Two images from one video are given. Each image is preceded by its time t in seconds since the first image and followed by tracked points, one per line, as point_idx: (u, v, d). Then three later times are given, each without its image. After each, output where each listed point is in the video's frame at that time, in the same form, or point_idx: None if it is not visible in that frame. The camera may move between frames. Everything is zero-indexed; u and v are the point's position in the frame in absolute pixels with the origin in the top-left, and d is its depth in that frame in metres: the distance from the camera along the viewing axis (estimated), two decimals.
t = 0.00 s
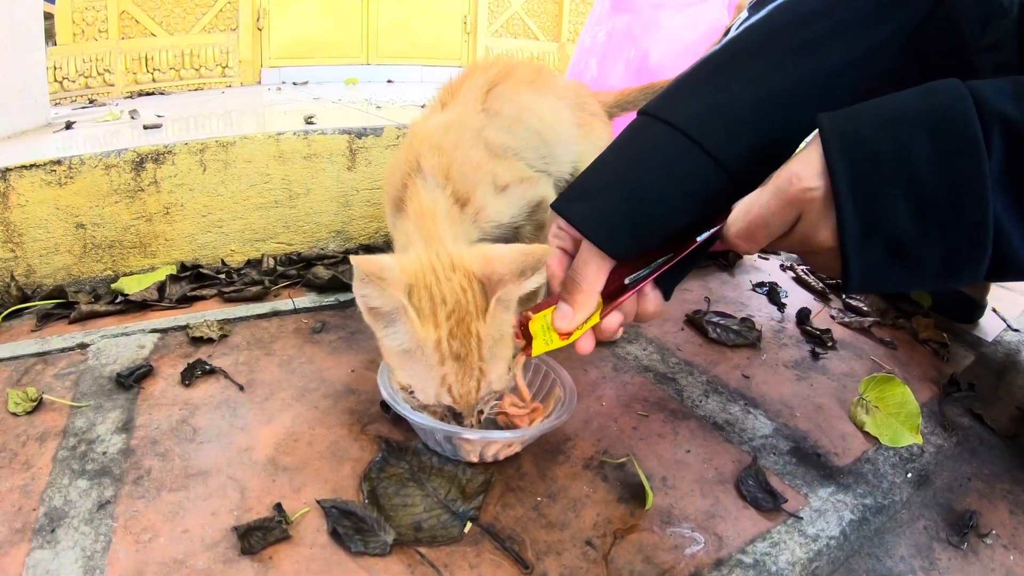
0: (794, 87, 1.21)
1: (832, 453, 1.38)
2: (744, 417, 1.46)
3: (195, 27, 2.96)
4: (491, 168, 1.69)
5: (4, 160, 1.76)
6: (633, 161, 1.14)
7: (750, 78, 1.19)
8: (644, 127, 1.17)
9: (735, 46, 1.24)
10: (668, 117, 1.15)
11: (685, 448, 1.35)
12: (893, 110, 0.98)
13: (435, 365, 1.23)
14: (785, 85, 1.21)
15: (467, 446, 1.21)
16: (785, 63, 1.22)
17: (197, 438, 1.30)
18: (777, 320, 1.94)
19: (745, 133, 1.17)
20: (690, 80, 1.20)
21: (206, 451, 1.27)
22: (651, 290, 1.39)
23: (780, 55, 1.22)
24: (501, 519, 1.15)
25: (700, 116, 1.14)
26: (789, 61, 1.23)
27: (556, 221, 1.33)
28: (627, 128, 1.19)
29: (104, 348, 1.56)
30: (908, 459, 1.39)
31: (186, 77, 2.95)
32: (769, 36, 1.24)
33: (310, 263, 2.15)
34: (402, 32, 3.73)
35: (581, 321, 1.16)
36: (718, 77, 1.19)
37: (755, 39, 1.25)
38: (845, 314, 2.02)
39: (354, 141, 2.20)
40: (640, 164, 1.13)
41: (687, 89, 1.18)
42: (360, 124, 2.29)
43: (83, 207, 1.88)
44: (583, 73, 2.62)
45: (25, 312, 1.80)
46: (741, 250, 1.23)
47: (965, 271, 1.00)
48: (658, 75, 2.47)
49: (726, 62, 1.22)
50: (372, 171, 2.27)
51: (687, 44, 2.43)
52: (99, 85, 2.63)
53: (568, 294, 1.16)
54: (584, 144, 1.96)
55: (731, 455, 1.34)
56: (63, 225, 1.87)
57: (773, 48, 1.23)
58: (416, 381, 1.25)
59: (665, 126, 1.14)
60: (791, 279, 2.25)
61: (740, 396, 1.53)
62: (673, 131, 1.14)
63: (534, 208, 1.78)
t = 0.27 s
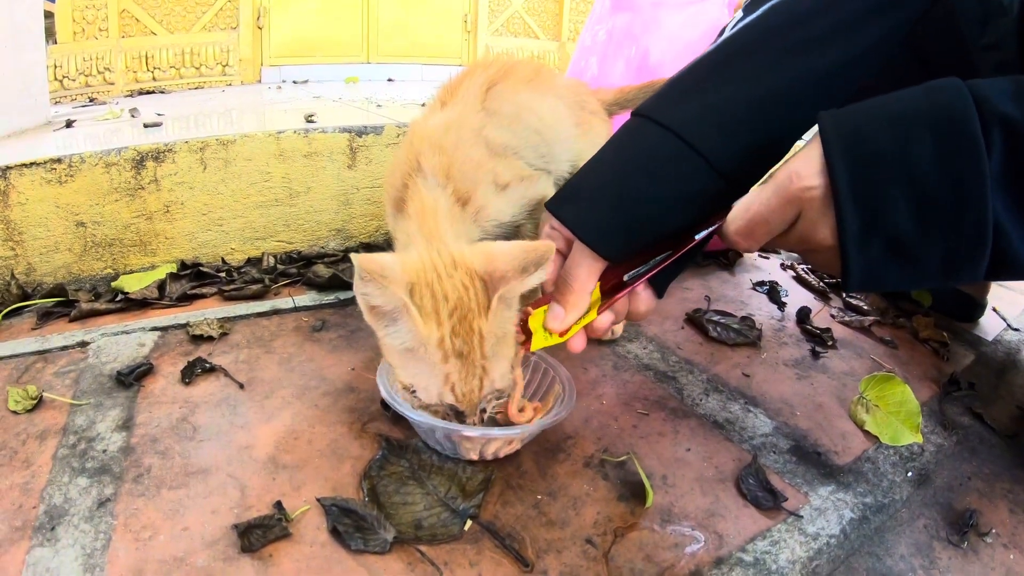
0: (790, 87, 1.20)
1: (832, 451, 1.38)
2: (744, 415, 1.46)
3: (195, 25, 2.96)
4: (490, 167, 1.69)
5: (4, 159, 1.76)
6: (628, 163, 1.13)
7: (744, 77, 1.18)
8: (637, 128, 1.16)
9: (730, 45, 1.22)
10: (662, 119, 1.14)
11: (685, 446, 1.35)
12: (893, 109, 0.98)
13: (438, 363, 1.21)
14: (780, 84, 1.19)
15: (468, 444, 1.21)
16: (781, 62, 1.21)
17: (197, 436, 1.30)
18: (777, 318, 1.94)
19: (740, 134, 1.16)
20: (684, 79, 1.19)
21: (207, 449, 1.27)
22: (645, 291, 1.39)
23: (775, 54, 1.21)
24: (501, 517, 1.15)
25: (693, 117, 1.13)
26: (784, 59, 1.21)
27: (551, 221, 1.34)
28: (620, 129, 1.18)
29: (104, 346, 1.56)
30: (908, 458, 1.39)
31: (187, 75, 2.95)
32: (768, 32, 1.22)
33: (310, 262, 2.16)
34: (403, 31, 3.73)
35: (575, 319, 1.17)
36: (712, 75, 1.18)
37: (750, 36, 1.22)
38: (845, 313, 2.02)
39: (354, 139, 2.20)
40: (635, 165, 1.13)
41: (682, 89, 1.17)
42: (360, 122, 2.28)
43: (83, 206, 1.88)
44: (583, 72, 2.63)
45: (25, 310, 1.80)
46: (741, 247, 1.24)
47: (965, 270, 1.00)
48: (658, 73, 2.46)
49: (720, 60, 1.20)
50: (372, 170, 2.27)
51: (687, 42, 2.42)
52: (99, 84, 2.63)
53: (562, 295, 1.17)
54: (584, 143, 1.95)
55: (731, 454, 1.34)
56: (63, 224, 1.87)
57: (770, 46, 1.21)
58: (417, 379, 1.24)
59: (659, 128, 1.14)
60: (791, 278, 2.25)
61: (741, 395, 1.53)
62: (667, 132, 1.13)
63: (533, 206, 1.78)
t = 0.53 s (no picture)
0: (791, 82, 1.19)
1: (834, 449, 1.38)
2: (746, 412, 1.46)
3: (196, 23, 2.96)
4: (493, 165, 1.69)
5: (6, 155, 1.76)
6: (625, 161, 1.13)
7: (742, 74, 1.18)
8: (634, 128, 1.16)
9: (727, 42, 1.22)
10: (657, 119, 1.14)
11: (687, 443, 1.35)
12: (895, 107, 0.98)
13: (441, 357, 1.21)
14: (780, 80, 1.19)
15: (473, 441, 1.20)
16: (780, 58, 1.20)
17: (200, 432, 1.30)
18: (779, 316, 1.94)
19: (738, 132, 1.15)
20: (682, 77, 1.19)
21: (209, 446, 1.27)
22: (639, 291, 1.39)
23: (774, 50, 1.20)
24: (504, 513, 1.15)
25: (688, 116, 1.14)
26: (785, 55, 1.20)
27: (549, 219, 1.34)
28: (616, 129, 1.19)
29: (106, 343, 1.56)
30: (910, 456, 1.39)
31: (188, 73, 2.94)
32: (769, 29, 1.22)
33: (312, 259, 2.16)
34: (404, 29, 3.72)
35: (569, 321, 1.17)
36: (709, 73, 1.18)
37: (751, 34, 1.22)
38: (847, 311, 2.02)
39: (356, 137, 2.20)
40: (634, 162, 1.13)
41: (679, 88, 1.18)
42: (362, 119, 2.28)
43: (85, 203, 1.88)
44: (584, 70, 2.62)
45: (27, 307, 1.81)
46: (745, 246, 1.24)
47: (965, 269, 1.00)
48: (659, 71, 2.42)
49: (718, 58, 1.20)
50: (374, 167, 2.27)
51: (688, 40, 2.38)
52: (101, 82, 2.63)
53: (557, 296, 1.17)
54: (586, 141, 1.95)
55: (733, 451, 1.34)
56: (65, 221, 1.87)
57: (770, 43, 1.20)
58: (422, 377, 1.24)
59: (655, 127, 1.14)
60: (793, 276, 2.25)
61: (742, 392, 1.54)
62: (663, 132, 1.14)
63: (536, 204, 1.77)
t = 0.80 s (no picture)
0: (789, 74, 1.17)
1: (834, 447, 1.38)
2: (746, 410, 1.46)
3: (196, 22, 2.96)
4: (495, 164, 1.68)
5: (6, 153, 1.76)
6: (619, 158, 1.13)
7: (738, 67, 1.17)
8: (629, 124, 1.16)
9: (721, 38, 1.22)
10: (651, 115, 1.14)
11: (687, 440, 1.35)
12: (894, 104, 0.98)
13: (447, 358, 1.20)
14: (776, 73, 1.17)
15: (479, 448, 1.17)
16: (777, 50, 1.18)
17: (200, 430, 1.30)
18: (779, 314, 1.94)
19: (732, 128, 1.14)
20: (677, 73, 1.19)
21: (209, 443, 1.27)
22: (630, 285, 1.37)
23: (769, 43, 1.19)
24: (504, 510, 1.15)
25: (682, 113, 1.13)
26: (784, 49, 1.18)
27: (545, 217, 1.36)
28: (609, 125, 1.18)
29: (107, 340, 1.56)
30: (910, 454, 1.39)
31: (188, 71, 2.94)
32: (766, 25, 1.20)
33: (312, 257, 2.16)
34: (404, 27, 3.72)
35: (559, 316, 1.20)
36: (703, 68, 1.17)
37: (747, 29, 1.21)
38: (847, 309, 2.02)
39: (356, 134, 2.20)
40: (629, 159, 1.12)
41: (674, 84, 1.17)
42: (363, 117, 2.28)
43: (86, 201, 1.88)
44: (585, 68, 2.65)
45: (28, 305, 1.81)
46: (742, 241, 1.23)
47: (965, 265, 1.00)
48: (659, 68, 2.39)
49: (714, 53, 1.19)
50: (374, 165, 2.27)
51: (689, 38, 2.36)
52: (101, 80, 2.62)
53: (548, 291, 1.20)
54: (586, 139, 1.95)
55: (734, 449, 1.34)
56: (65, 218, 1.87)
57: (767, 37, 1.19)
58: (427, 379, 1.23)
59: (648, 124, 1.13)
60: (794, 275, 2.25)
61: (743, 390, 1.54)
62: (655, 129, 1.13)
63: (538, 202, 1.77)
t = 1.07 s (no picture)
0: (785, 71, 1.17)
1: (832, 445, 1.38)
2: (744, 409, 1.46)
3: (196, 21, 2.96)
4: (495, 164, 1.68)
5: (5, 152, 1.76)
6: (614, 159, 1.14)
7: (735, 66, 1.17)
8: (624, 125, 1.17)
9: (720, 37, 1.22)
10: (647, 118, 1.14)
11: (685, 439, 1.36)
12: (892, 103, 0.99)
13: (447, 360, 1.20)
14: (775, 72, 1.17)
15: (475, 448, 1.17)
16: (775, 49, 1.18)
17: (199, 429, 1.30)
18: (778, 314, 1.95)
19: (731, 129, 1.14)
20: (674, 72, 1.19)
21: (208, 442, 1.27)
22: (624, 285, 1.36)
23: (769, 41, 1.18)
24: (502, 509, 1.16)
25: (678, 115, 1.13)
26: (782, 49, 1.18)
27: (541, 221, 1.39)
28: (606, 126, 1.19)
29: (105, 339, 1.56)
30: (908, 453, 1.39)
31: (188, 71, 2.93)
32: (764, 25, 1.20)
33: (311, 256, 2.16)
34: (403, 26, 3.72)
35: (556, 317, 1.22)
36: (701, 68, 1.17)
37: (745, 28, 1.21)
38: (846, 308, 2.02)
39: (355, 133, 2.20)
40: (623, 160, 1.14)
41: (670, 85, 1.17)
42: (362, 116, 2.28)
43: (84, 200, 1.88)
44: (584, 66, 2.65)
45: (26, 304, 1.81)
46: (737, 237, 1.23)
47: (963, 263, 1.00)
48: (658, 67, 2.40)
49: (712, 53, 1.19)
50: (373, 164, 2.27)
51: (688, 38, 2.37)
52: (100, 79, 2.62)
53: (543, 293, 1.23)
54: (584, 138, 1.95)
55: (732, 448, 1.34)
56: (64, 217, 1.87)
57: (767, 37, 1.19)
58: (426, 378, 1.23)
59: (643, 125, 1.14)
60: (792, 274, 2.25)
61: (741, 389, 1.54)
62: (652, 131, 1.13)
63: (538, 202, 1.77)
